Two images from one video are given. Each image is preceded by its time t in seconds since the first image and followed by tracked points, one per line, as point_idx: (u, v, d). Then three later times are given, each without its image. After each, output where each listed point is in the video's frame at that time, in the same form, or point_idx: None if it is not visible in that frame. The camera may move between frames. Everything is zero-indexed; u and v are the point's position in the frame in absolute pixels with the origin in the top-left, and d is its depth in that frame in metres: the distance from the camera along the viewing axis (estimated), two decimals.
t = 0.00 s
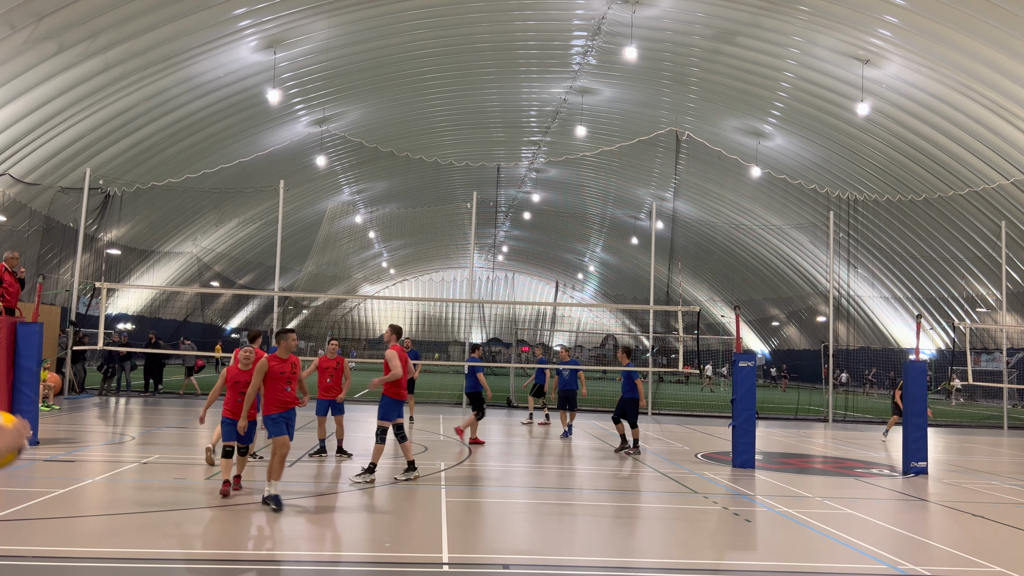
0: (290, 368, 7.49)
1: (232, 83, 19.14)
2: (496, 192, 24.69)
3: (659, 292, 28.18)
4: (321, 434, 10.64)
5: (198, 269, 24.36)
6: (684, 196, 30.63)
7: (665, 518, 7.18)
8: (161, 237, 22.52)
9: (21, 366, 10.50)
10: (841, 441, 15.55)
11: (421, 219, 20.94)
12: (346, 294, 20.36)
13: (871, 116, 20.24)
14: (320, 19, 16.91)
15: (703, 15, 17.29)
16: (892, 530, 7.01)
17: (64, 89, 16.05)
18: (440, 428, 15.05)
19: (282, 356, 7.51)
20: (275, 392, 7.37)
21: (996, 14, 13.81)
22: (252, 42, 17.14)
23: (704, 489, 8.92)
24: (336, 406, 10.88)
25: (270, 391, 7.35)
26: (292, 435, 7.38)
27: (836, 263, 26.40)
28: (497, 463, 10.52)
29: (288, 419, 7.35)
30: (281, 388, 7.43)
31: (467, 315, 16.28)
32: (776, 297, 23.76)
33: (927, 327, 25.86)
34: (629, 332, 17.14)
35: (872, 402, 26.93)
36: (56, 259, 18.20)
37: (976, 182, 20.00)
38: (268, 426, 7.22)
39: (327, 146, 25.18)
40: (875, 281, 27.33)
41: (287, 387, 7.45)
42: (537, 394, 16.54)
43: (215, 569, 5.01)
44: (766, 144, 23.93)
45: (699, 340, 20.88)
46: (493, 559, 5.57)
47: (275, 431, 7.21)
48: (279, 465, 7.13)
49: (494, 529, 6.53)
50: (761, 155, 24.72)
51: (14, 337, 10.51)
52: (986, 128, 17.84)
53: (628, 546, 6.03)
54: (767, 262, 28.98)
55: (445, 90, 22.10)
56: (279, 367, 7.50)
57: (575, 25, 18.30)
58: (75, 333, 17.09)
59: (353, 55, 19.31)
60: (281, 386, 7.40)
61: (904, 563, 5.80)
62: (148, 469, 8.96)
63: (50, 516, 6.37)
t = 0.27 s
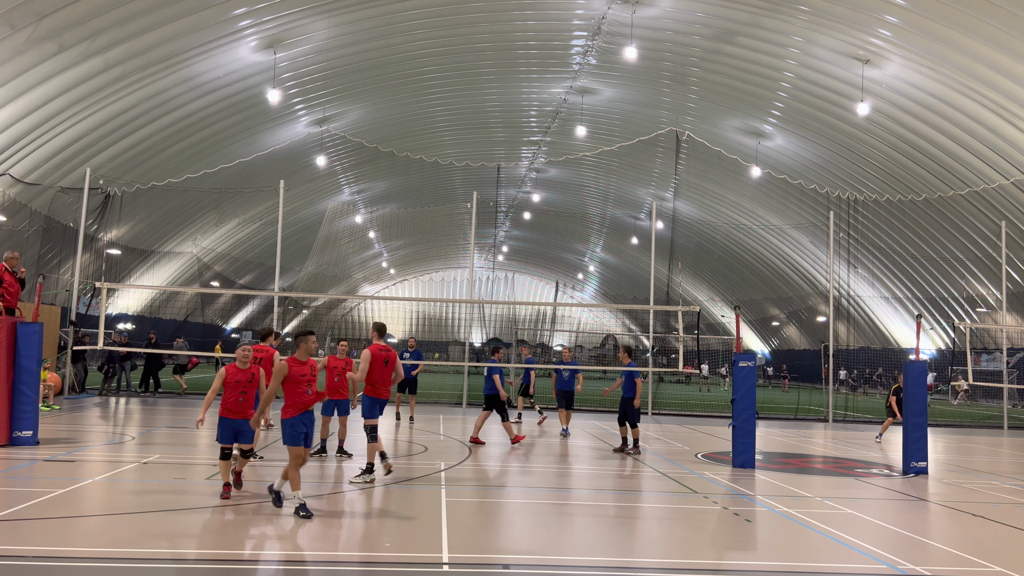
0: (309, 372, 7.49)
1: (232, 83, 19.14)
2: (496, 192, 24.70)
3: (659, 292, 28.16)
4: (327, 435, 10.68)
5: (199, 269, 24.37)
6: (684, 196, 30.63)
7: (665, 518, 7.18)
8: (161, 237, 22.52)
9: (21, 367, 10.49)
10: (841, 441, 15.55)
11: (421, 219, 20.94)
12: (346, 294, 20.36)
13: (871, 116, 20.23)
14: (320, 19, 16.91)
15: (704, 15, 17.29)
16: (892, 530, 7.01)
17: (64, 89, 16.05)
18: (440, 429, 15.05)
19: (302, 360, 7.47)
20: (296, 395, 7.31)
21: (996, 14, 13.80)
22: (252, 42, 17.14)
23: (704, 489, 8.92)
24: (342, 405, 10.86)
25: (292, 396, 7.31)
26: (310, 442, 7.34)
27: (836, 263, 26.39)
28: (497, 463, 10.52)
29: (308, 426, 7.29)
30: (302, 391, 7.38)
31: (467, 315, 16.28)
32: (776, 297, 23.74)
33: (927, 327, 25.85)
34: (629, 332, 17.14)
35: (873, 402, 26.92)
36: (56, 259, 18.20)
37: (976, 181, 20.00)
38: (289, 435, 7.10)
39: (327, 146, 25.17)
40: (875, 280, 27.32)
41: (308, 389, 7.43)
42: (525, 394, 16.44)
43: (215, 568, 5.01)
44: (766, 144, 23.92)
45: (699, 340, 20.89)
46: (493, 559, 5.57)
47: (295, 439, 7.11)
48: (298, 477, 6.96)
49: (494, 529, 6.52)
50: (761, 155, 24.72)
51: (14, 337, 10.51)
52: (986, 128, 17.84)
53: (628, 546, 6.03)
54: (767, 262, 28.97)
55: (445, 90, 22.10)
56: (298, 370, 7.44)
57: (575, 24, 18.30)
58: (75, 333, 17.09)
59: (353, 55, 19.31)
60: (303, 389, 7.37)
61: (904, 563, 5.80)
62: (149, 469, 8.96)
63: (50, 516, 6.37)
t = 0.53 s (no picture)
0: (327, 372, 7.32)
1: (232, 83, 19.14)
2: (496, 192, 24.70)
3: (659, 292, 28.14)
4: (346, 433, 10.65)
5: (198, 269, 24.36)
6: (684, 196, 30.62)
7: (665, 518, 7.18)
8: (160, 237, 22.52)
9: (21, 367, 10.49)
10: (841, 441, 15.55)
11: (421, 219, 20.94)
12: (346, 294, 20.36)
13: (871, 116, 20.24)
14: (320, 19, 16.91)
15: (703, 15, 17.30)
16: (892, 530, 7.01)
17: (64, 89, 16.04)
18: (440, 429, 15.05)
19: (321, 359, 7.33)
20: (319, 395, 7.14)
21: (996, 14, 13.81)
22: (252, 42, 17.14)
23: (704, 489, 8.93)
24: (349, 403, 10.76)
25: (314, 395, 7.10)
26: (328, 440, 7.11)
27: (836, 263, 26.39)
28: (498, 463, 10.52)
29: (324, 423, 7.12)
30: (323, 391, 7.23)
31: (466, 315, 16.29)
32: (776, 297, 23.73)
33: (927, 327, 25.84)
34: (629, 332, 17.13)
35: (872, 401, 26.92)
36: (56, 259, 18.20)
37: (976, 181, 20.01)
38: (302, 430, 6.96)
39: (327, 146, 25.17)
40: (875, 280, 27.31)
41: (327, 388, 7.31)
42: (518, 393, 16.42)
43: (215, 568, 5.01)
44: (766, 144, 23.92)
45: (699, 340, 20.89)
46: (493, 559, 5.57)
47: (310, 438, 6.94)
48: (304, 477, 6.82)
49: (494, 529, 6.52)
50: (761, 155, 24.72)
51: (14, 337, 10.51)
52: (986, 128, 17.85)
53: (628, 546, 6.03)
54: (767, 262, 28.97)
55: (445, 90, 22.10)
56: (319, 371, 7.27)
57: (575, 25, 18.30)
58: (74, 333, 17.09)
59: (354, 55, 19.31)
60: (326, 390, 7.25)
61: (904, 563, 5.80)
62: (149, 470, 8.95)
63: (50, 516, 6.37)
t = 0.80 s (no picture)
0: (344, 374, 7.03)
1: (232, 83, 19.14)
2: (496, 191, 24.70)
3: (659, 292, 28.14)
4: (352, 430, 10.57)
5: (198, 269, 24.37)
6: (684, 196, 30.63)
7: (665, 518, 7.18)
8: (160, 237, 22.52)
9: (21, 367, 10.50)
10: (841, 441, 15.56)
11: (421, 219, 20.95)
12: (346, 294, 20.37)
13: (871, 116, 20.24)
14: (320, 19, 16.91)
15: (704, 15, 17.29)
16: (892, 530, 7.01)
17: (64, 89, 16.04)
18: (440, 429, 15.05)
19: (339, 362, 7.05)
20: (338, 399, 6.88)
21: (996, 14, 13.80)
22: (252, 42, 17.14)
23: (704, 489, 8.93)
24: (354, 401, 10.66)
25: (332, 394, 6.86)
26: (354, 442, 6.73)
27: (836, 263, 26.39)
28: (498, 463, 10.52)
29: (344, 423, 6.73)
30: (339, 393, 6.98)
31: (466, 315, 16.30)
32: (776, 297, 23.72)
33: (927, 327, 25.83)
34: (629, 332, 17.14)
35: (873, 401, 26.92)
36: (56, 259, 18.20)
37: (976, 181, 20.00)
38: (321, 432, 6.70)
39: (327, 146, 25.16)
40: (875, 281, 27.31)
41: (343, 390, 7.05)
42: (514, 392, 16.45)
43: (213, 568, 5.01)
44: (766, 144, 23.92)
45: (699, 340, 20.90)
46: (493, 559, 5.57)
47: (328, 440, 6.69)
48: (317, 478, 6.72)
49: (494, 529, 6.53)
50: (761, 155, 24.72)
51: (14, 337, 10.52)
52: (986, 128, 17.85)
53: (628, 547, 6.03)
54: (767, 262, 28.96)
55: (445, 90, 22.10)
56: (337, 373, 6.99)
57: (575, 25, 18.30)
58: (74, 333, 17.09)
59: (354, 55, 19.31)
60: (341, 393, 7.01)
61: (903, 563, 5.80)
62: (149, 470, 8.95)
63: (50, 516, 6.37)
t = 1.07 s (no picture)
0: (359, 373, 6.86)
1: (232, 83, 19.14)
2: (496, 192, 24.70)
3: (659, 293, 28.13)
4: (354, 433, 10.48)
5: (198, 269, 24.38)
6: (684, 196, 30.63)
7: (665, 518, 7.18)
8: (160, 237, 22.53)
9: (21, 367, 10.51)
10: (841, 441, 15.55)
11: (421, 219, 20.96)
12: (346, 294, 20.37)
13: (871, 116, 20.24)
14: (320, 19, 16.91)
15: (704, 15, 17.29)
16: (892, 530, 7.01)
17: (64, 89, 16.04)
18: (439, 428, 15.06)
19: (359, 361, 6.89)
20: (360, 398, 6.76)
21: (996, 14, 13.80)
22: (252, 42, 17.14)
23: (704, 489, 8.92)
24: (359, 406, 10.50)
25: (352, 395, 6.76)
26: (373, 444, 6.76)
27: (836, 263, 26.40)
28: (498, 463, 10.52)
29: (368, 424, 6.71)
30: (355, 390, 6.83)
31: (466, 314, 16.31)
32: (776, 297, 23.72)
33: (927, 327, 25.83)
34: (628, 332, 17.14)
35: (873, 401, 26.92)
36: (56, 259, 18.20)
37: (976, 181, 20.01)
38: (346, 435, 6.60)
39: (327, 146, 25.16)
40: (875, 281, 27.30)
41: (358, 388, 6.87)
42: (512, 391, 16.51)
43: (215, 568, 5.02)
44: (766, 144, 23.93)
45: (699, 340, 20.91)
46: (493, 559, 5.58)
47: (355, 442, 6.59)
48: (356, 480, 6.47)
49: (494, 529, 6.53)
50: (761, 155, 24.72)
51: (14, 337, 10.52)
52: (985, 128, 17.85)
53: (627, 546, 6.03)
54: (767, 262, 28.96)
55: (445, 90, 22.10)
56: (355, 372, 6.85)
57: (575, 25, 18.31)
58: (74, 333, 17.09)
59: (354, 55, 19.32)
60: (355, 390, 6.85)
61: (904, 563, 5.80)
62: (149, 470, 8.94)
63: (50, 516, 6.37)
